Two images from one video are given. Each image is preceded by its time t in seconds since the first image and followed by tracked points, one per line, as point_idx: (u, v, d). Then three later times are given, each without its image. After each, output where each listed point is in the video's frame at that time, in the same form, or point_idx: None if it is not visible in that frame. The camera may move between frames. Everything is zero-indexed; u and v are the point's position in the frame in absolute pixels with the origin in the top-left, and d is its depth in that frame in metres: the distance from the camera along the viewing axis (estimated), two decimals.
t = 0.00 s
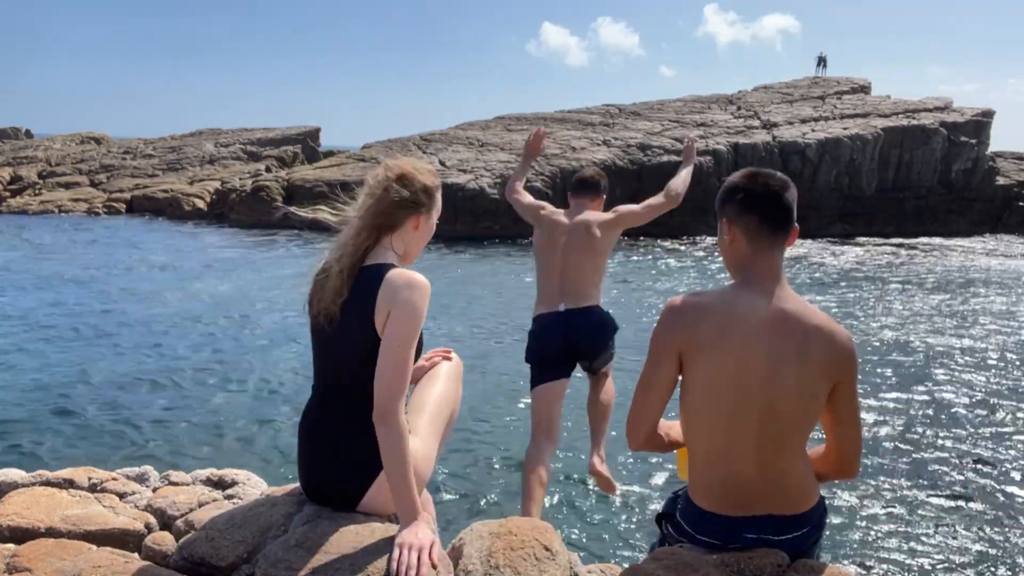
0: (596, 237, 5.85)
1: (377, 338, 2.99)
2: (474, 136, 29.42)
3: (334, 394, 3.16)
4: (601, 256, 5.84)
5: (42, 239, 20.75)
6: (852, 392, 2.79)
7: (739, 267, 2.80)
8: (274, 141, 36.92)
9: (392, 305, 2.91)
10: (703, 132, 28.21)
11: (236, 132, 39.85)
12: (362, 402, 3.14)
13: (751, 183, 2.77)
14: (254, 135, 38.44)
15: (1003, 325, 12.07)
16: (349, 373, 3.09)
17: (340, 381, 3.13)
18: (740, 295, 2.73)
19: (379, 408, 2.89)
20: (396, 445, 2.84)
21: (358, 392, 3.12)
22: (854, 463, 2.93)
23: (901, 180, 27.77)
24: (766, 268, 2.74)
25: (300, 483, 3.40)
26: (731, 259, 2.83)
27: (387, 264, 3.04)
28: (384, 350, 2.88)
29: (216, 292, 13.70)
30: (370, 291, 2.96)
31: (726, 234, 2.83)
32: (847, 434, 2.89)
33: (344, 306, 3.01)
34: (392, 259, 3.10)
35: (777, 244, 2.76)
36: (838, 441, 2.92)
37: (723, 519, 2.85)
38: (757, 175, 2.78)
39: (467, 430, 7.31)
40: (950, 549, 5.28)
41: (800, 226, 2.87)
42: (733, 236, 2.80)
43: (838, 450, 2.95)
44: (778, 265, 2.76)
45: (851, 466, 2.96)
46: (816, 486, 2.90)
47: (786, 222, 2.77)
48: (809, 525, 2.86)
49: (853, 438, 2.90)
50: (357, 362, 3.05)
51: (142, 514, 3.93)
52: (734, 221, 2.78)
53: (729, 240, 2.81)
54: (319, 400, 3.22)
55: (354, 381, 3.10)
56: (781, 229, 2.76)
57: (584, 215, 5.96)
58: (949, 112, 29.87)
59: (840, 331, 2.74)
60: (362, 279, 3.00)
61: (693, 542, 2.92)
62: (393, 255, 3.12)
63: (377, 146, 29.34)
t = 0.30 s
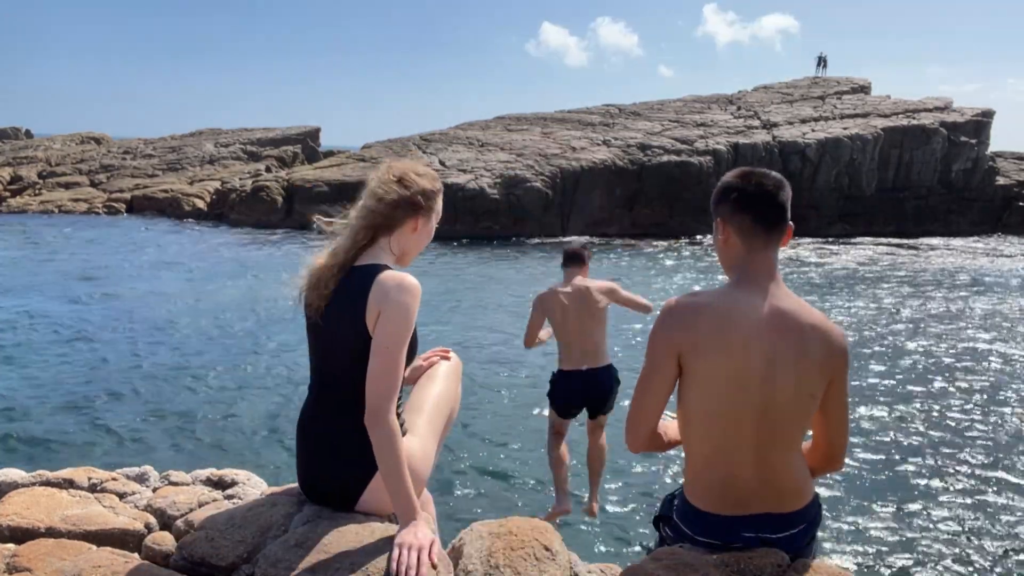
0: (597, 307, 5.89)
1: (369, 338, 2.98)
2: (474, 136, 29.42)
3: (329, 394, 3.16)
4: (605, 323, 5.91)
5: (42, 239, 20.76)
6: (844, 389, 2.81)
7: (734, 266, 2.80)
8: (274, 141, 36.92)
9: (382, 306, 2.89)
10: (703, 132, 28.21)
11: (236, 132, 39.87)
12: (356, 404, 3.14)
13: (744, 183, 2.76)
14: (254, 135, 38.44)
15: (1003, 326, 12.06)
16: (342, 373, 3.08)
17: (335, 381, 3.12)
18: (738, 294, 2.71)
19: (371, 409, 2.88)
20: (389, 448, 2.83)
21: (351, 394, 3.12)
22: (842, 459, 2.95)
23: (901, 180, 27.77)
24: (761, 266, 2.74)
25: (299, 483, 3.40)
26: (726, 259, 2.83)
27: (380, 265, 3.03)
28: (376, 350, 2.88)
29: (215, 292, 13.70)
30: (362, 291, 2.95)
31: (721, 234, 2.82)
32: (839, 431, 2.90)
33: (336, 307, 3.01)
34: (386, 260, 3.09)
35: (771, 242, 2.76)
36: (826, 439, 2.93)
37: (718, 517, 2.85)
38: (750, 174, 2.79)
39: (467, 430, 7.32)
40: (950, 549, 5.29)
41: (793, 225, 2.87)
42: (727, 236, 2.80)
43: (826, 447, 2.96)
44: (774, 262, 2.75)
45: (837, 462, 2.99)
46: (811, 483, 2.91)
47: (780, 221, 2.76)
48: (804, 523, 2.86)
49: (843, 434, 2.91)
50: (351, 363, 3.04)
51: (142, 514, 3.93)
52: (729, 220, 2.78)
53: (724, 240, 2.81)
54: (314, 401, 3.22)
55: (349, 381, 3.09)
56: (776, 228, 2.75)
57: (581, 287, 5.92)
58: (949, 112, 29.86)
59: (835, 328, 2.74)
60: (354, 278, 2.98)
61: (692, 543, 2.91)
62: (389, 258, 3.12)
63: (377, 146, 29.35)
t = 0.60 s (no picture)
0: (581, 470, 5.30)
1: (371, 336, 2.98)
2: (474, 135, 29.41)
3: (330, 394, 3.15)
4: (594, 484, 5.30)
5: (43, 239, 20.77)
6: (841, 388, 2.82)
7: (731, 268, 2.79)
8: (274, 141, 36.91)
9: (387, 304, 2.89)
10: (703, 132, 28.21)
11: (236, 132, 39.86)
12: (358, 404, 3.13)
13: (741, 183, 2.76)
14: (254, 135, 38.42)
15: (1003, 325, 12.07)
16: (344, 372, 3.08)
17: (337, 380, 3.12)
18: (737, 294, 2.71)
19: (374, 409, 2.88)
20: (390, 447, 2.83)
21: (353, 393, 3.12)
22: (839, 458, 2.96)
23: (901, 180, 27.78)
24: (759, 267, 2.74)
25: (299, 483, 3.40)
26: (722, 260, 2.82)
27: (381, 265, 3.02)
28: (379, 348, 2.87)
29: (216, 292, 13.70)
30: (365, 290, 2.95)
31: (717, 234, 2.82)
32: (836, 429, 2.90)
33: (338, 305, 3.00)
34: (386, 260, 3.09)
35: (767, 242, 2.76)
36: (824, 438, 2.93)
37: (719, 517, 2.84)
38: (744, 175, 2.78)
39: (466, 429, 7.32)
40: (950, 548, 5.31)
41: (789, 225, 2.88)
42: (725, 237, 2.79)
43: (824, 447, 2.96)
44: (770, 263, 2.75)
45: (836, 461, 2.99)
46: (810, 483, 2.91)
47: (776, 220, 2.76)
48: (804, 523, 2.87)
49: (842, 434, 2.91)
50: (354, 361, 3.04)
51: (143, 514, 3.93)
52: (726, 222, 2.77)
53: (722, 241, 2.80)
54: (315, 402, 3.22)
55: (351, 381, 3.09)
56: (772, 229, 2.76)
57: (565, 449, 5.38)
58: (949, 112, 29.87)
59: (832, 326, 2.74)
60: (358, 276, 2.98)
61: (692, 543, 2.91)
62: (389, 258, 3.11)
63: (377, 146, 29.36)
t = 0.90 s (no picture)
0: None
1: (374, 336, 2.98)
2: (474, 135, 29.42)
3: (333, 394, 3.15)
4: None
5: (43, 239, 20.77)
6: (839, 385, 2.82)
7: (729, 267, 2.79)
8: (274, 141, 36.91)
9: (390, 304, 2.89)
10: (703, 132, 28.21)
11: (236, 131, 39.87)
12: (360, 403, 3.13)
13: (739, 184, 2.76)
14: (254, 135, 38.43)
15: (1002, 325, 12.07)
16: (346, 371, 3.08)
17: (339, 380, 3.11)
18: (735, 295, 2.70)
19: (376, 409, 2.88)
20: (393, 447, 2.84)
21: (355, 392, 3.11)
22: (838, 456, 2.96)
23: (901, 180, 27.80)
24: (757, 266, 2.74)
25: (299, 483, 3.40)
26: (719, 260, 2.82)
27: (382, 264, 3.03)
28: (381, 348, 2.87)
29: (216, 292, 13.71)
30: (369, 289, 2.94)
31: (715, 234, 2.81)
32: (835, 428, 2.90)
33: (340, 305, 3.00)
34: (387, 258, 3.09)
35: (765, 241, 2.76)
36: (822, 438, 2.93)
37: (719, 517, 2.84)
38: (741, 175, 2.79)
39: (466, 429, 7.33)
40: (950, 548, 5.31)
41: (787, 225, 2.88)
42: (723, 236, 2.79)
43: (822, 446, 2.96)
44: (767, 264, 2.76)
45: (835, 459, 2.99)
46: (810, 482, 2.91)
47: (773, 221, 2.77)
48: (804, 522, 2.87)
49: (840, 433, 2.91)
50: (355, 361, 3.04)
51: (142, 514, 3.93)
52: (724, 222, 2.77)
53: (719, 241, 2.80)
54: (317, 402, 3.22)
55: (351, 380, 3.09)
56: (769, 229, 2.76)
57: None
58: (949, 112, 29.88)
59: (831, 326, 2.74)
60: (361, 276, 2.97)
61: (692, 543, 2.92)
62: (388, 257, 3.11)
63: (377, 146, 29.36)
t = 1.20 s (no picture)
0: None
1: (372, 335, 2.98)
2: (474, 136, 29.42)
3: (331, 393, 3.15)
4: None
5: (43, 239, 20.78)
6: (837, 385, 2.83)
7: (734, 267, 2.77)
8: (274, 141, 36.93)
9: (388, 304, 2.89)
10: (703, 132, 28.22)
11: (236, 132, 39.89)
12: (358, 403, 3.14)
13: (747, 185, 2.74)
14: (254, 135, 38.43)
15: (1002, 325, 12.08)
16: (345, 372, 3.08)
17: (337, 380, 3.11)
18: (737, 295, 2.70)
19: (375, 409, 2.88)
20: (393, 448, 2.84)
21: (354, 393, 3.12)
22: (836, 455, 2.97)
23: (901, 180, 27.80)
24: (762, 267, 2.74)
25: (299, 483, 3.39)
26: (723, 258, 2.79)
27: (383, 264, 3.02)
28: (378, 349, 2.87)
29: (216, 292, 13.72)
30: (368, 290, 2.94)
31: (721, 232, 2.79)
32: (832, 428, 2.91)
33: (337, 305, 3.00)
34: (386, 258, 3.09)
35: (769, 243, 2.76)
36: (820, 437, 2.94)
37: (719, 517, 2.85)
38: (750, 173, 2.78)
39: (466, 429, 7.33)
40: (953, 547, 5.31)
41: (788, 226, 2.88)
42: (731, 234, 2.76)
43: (820, 446, 2.97)
44: (770, 264, 2.76)
45: (832, 459, 3.00)
46: (809, 481, 2.91)
47: (779, 221, 2.76)
48: (803, 521, 2.87)
49: (838, 433, 2.92)
50: (354, 361, 3.04)
51: (142, 514, 3.94)
52: (731, 220, 2.76)
53: (725, 238, 2.78)
54: (316, 402, 3.22)
55: (350, 379, 3.09)
56: (774, 230, 2.76)
57: None
58: (949, 112, 29.88)
59: (828, 325, 2.75)
60: (361, 277, 2.98)
61: (691, 544, 2.91)
62: (388, 257, 3.10)
63: (377, 146, 29.38)
